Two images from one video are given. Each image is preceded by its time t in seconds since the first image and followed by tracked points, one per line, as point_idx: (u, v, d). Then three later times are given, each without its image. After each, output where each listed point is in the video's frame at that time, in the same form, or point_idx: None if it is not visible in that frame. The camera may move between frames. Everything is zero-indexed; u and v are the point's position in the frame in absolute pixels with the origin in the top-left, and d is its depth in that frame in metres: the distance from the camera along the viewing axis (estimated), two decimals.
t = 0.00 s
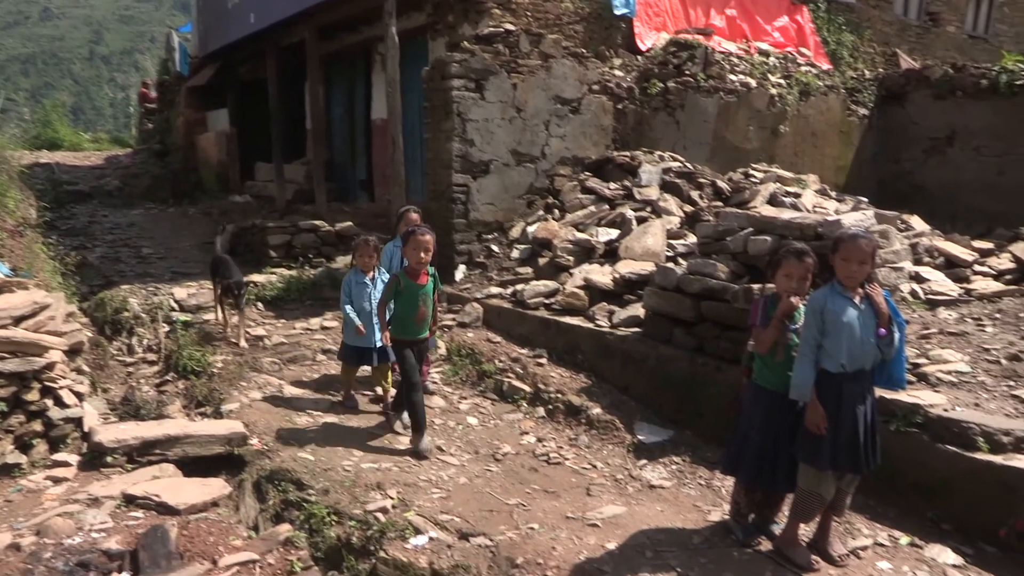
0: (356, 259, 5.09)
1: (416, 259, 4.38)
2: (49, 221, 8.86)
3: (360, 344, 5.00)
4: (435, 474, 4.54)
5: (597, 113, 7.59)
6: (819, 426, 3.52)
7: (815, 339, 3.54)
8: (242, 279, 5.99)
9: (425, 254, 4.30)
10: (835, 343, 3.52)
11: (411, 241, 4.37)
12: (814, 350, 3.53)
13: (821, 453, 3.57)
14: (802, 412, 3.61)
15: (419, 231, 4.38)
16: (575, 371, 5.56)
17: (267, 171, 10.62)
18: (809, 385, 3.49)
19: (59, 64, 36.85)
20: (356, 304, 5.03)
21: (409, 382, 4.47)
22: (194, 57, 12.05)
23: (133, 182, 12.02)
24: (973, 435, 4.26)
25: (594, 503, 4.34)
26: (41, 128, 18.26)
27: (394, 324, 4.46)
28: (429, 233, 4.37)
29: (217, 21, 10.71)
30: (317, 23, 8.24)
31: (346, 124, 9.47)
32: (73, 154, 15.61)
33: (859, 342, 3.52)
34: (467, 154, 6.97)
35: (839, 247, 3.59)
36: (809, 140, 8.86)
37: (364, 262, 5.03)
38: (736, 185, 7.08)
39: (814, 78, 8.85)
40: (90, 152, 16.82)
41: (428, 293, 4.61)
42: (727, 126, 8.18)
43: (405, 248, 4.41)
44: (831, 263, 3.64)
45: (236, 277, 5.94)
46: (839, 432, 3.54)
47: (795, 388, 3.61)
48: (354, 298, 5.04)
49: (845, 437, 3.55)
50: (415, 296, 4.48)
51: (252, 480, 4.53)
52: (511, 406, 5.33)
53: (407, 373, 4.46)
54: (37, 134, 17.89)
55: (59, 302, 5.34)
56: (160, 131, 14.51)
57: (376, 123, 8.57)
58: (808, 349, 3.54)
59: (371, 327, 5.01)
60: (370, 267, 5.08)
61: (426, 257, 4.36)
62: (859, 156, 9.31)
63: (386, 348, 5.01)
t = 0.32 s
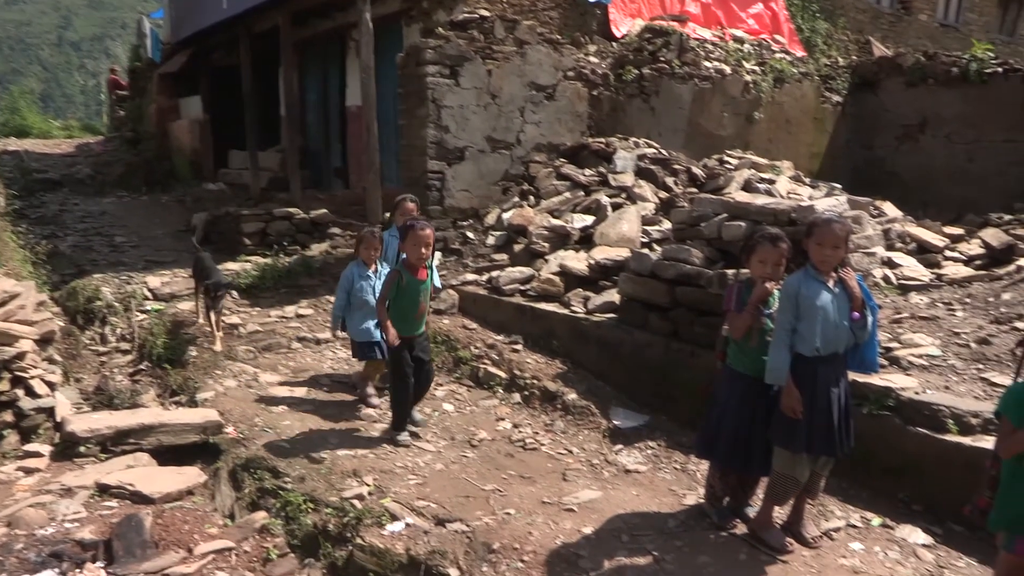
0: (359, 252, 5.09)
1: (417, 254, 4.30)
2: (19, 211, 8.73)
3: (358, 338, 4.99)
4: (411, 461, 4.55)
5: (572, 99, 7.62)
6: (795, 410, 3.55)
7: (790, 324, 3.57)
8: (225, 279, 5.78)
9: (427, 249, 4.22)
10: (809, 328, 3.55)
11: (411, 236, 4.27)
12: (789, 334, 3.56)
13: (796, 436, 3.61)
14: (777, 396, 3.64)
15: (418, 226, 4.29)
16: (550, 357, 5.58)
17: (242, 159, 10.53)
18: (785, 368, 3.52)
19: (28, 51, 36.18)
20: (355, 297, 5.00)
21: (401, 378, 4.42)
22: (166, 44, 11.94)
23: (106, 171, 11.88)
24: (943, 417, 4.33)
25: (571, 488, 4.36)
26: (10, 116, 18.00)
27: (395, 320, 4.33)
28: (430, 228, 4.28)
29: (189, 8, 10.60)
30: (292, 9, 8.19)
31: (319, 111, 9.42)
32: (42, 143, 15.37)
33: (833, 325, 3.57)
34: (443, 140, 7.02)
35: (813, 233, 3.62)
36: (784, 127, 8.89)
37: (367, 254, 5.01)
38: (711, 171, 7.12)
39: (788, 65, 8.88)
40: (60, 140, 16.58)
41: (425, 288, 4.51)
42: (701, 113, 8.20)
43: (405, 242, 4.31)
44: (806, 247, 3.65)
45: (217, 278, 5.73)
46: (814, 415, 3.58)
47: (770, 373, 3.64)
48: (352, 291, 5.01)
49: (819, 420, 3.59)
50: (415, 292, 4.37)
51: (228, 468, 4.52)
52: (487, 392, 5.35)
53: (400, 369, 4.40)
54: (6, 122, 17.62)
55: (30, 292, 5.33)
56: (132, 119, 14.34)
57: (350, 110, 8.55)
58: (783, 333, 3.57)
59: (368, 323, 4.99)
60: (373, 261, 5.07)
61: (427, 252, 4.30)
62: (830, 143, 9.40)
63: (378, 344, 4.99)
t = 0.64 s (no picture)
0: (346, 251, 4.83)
1: (414, 252, 4.24)
2: None
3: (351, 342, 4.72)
4: (380, 450, 4.56)
5: (541, 88, 7.63)
6: (762, 394, 3.59)
7: (757, 309, 3.61)
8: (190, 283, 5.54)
9: (424, 246, 4.17)
10: (776, 313, 3.59)
11: (409, 234, 4.23)
12: (756, 319, 3.61)
13: (763, 421, 3.64)
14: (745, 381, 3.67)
15: (418, 224, 4.26)
16: (520, 345, 5.60)
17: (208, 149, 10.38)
18: (751, 353, 3.56)
19: None
20: (346, 299, 4.72)
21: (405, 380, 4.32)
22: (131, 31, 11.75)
23: (71, 162, 11.67)
24: (907, 400, 4.40)
25: (541, 475, 4.39)
26: None
27: (395, 319, 4.26)
28: (427, 225, 4.25)
29: None
30: None
31: (287, 100, 9.38)
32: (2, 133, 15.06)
33: (799, 310, 3.60)
34: (411, 129, 6.95)
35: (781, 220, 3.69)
36: (752, 116, 8.95)
37: (358, 253, 4.76)
38: (679, 159, 7.18)
39: (756, 54, 8.95)
40: (21, 130, 16.24)
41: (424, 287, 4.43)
42: (669, 102, 8.24)
43: (403, 241, 4.28)
44: (773, 233, 3.69)
45: (180, 281, 5.49)
46: (780, 399, 3.62)
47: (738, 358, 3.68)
48: (344, 293, 4.72)
49: (785, 405, 3.63)
50: (414, 290, 4.30)
51: (196, 460, 4.49)
52: (457, 380, 5.36)
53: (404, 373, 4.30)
54: None
55: None
56: (95, 107, 14.08)
57: (319, 99, 8.52)
58: (750, 319, 3.61)
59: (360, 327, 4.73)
60: (362, 261, 4.82)
61: (424, 250, 4.24)
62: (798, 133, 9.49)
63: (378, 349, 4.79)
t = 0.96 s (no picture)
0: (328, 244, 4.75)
1: (395, 246, 4.09)
2: None
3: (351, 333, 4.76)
4: (337, 439, 4.58)
5: (495, 76, 7.64)
6: (715, 377, 3.62)
7: (709, 294, 3.64)
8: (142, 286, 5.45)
9: (406, 240, 4.03)
10: (727, 297, 3.62)
11: (388, 226, 4.09)
12: (708, 304, 3.64)
13: (717, 404, 3.68)
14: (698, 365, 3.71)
15: (398, 215, 4.10)
16: (476, 333, 5.61)
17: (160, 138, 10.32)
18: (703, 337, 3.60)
19: None
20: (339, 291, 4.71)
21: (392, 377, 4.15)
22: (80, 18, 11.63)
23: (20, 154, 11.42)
24: (857, 380, 4.48)
25: (497, 461, 4.40)
26: None
27: (377, 316, 4.10)
28: (408, 216, 4.11)
29: None
30: None
31: (239, 88, 9.37)
32: None
33: (750, 294, 3.62)
34: (365, 117, 6.89)
35: (732, 204, 3.67)
36: (706, 103, 9.01)
37: (340, 245, 4.70)
38: (634, 146, 7.23)
39: (710, 42, 9.03)
40: None
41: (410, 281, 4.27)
42: (624, 89, 8.29)
43: (382, 233, 4.13)
44: (724, 218, 3.71)
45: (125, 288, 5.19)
46: (733, 382, 3.66)
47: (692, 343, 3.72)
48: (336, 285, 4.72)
49: (738, 387, 3.66)
50: (397, 285, 4.14)
51: (151, 453, 4.44)
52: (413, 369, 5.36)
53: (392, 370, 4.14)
54: None
55: None
56: (42, 97, 13.73)
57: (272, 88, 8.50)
58: (703, 304, 3.64)
59: (358, 318, 4.77)
60: (346, 253, 4.77)
61: (406, 244, 4.09)
62: (751, 119, 9.58)
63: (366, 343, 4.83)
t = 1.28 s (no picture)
0: (310, 236, 4.76)
1: (371, 239, 3.96)
2: None
3: (317, 331, 4.68)
4: (288, 433, 4.54)
5: (442, 65, 7.60)
6: (660, 357, 3.67)
7: (648, 279, 3.68)
8: (71, 296, 5.45)
9: (380, 233, 3.90)
10: (666, 282, 3.66)
11: (365, 218, 3.97)
12: (648, 288, 3.68)
13: (658, 387, 3.73)
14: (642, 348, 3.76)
15: (372, 207, 3.99)
16: (426, 323, 5.61)
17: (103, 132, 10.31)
18: (643, 321, 3.63)
19: None
20: (311, 286, 4.70)
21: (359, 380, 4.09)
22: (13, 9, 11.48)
23: None
24: (802, 362, 4.56)
25: (449, 451, 4.40)
26: None
27: (355, 312, 3.97)
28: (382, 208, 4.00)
29: None
30: None
31: (181, 81, 9.65)
32: None
33: (689, 278, 3.66)
34: (311, 109, 6.82)
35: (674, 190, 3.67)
36: (653, 90, 9.11)
37: (320, 238, 4.71)
38: (581, 134, 7.31)
39: (656, 30, 9.08)
40: None
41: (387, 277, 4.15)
42: (571, 77, 8.37)
43: (358, 226, 4.01)
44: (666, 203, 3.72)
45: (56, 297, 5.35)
46: (673, 366, 3.70)
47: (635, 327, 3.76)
48: (309, 280, 4.69)
49: (678, 371, 3.71)
50: (374, 280, 4.02)
51: (96, 453, 4.36)
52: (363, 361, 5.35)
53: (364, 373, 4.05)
54: None
55: None
56: None
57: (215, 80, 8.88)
58: (643, 288, 3.69)
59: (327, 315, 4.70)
60: (327, 246, 4.76)
61: (382, 236, 3.96)
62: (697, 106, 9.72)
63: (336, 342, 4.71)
